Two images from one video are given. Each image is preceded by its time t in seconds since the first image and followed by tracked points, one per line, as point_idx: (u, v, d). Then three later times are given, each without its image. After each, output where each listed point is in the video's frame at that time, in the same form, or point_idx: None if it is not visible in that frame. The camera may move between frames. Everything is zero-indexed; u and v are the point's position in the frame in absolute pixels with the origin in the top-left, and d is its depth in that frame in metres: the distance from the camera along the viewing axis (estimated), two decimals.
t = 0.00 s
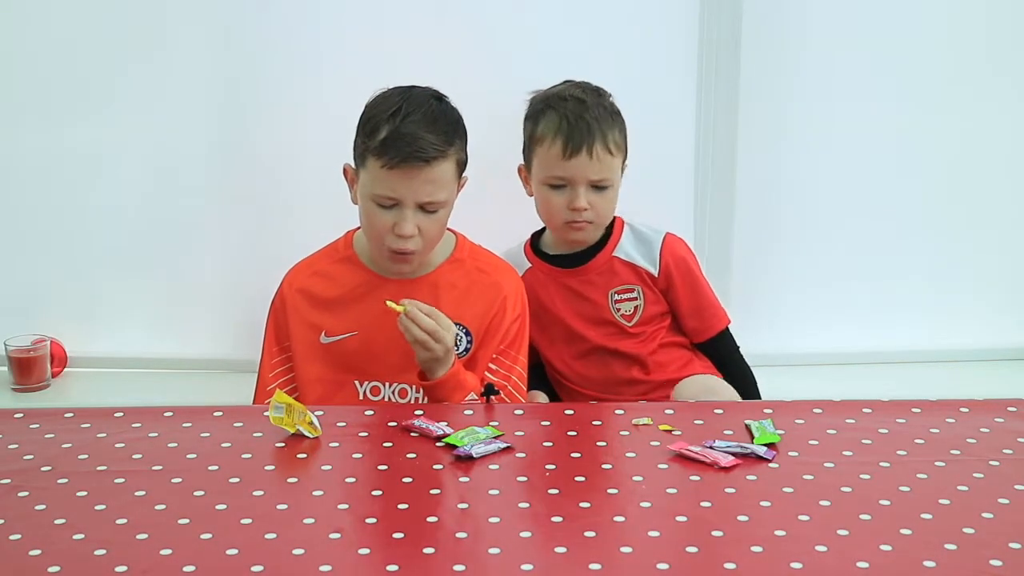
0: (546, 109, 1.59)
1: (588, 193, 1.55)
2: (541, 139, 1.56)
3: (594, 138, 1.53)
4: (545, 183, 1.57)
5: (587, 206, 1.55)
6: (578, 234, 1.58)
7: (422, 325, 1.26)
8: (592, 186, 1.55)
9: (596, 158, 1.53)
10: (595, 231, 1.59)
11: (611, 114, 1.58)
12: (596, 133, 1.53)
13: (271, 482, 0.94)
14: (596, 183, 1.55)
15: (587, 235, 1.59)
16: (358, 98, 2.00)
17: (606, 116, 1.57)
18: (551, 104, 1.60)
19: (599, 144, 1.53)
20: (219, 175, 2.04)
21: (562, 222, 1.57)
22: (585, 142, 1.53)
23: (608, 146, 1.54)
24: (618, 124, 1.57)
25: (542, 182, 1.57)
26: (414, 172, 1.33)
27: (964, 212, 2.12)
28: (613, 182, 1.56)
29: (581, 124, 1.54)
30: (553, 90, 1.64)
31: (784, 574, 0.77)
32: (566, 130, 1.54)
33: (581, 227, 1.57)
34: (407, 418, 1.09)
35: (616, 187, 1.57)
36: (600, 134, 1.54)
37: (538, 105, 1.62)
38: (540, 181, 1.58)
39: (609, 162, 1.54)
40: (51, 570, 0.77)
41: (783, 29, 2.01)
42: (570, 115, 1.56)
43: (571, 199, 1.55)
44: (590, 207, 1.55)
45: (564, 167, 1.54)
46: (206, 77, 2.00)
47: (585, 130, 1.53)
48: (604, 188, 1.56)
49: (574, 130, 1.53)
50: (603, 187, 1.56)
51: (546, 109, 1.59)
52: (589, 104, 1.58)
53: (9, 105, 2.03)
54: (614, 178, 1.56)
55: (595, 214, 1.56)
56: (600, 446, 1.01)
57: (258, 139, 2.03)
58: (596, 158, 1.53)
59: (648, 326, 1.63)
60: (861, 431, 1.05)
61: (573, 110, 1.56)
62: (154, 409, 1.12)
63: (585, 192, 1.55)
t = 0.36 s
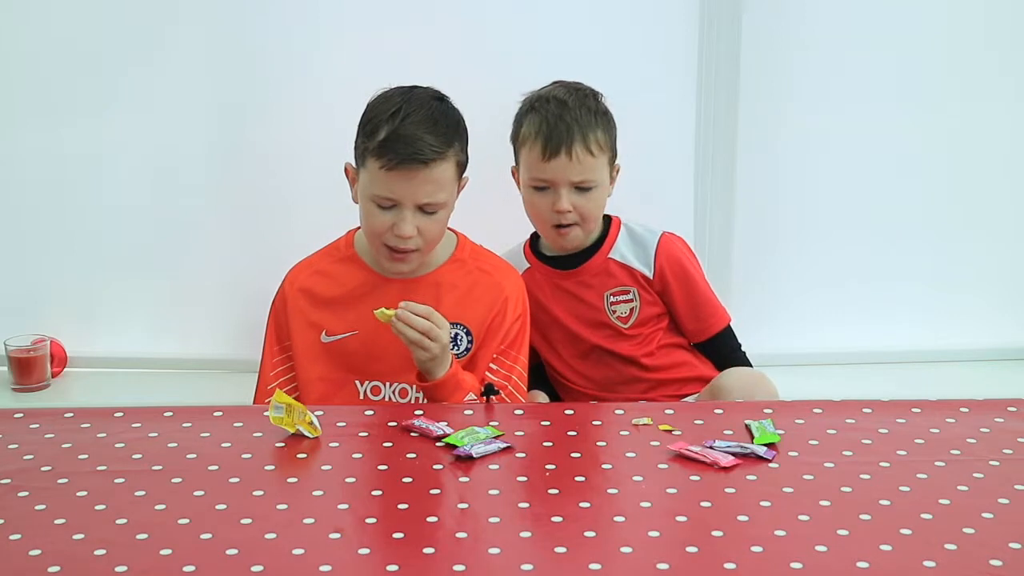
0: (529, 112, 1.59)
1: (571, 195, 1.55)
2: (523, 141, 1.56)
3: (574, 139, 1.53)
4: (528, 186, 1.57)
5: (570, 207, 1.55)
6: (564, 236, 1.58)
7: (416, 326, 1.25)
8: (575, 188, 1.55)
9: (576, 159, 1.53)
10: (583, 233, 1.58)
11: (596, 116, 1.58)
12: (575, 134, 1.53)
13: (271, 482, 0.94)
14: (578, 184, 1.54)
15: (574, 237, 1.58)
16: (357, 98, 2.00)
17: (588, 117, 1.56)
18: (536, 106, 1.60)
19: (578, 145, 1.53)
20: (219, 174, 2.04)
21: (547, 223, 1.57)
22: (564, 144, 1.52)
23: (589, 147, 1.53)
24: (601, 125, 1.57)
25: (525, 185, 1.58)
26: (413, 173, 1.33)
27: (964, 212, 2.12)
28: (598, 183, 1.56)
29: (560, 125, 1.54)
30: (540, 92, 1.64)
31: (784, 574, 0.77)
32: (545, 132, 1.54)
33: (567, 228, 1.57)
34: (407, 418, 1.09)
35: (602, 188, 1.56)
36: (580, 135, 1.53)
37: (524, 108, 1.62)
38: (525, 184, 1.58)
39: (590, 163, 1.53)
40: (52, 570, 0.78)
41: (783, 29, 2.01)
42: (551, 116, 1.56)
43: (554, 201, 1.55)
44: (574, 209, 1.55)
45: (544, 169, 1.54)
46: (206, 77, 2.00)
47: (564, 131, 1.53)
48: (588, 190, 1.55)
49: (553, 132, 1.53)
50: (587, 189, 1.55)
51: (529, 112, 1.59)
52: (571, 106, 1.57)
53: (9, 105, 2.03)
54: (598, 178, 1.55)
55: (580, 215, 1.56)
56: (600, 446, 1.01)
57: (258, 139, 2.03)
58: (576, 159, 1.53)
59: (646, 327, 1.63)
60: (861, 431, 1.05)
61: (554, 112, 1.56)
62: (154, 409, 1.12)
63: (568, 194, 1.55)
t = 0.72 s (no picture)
0: (537, 119, 1.59)
1: (588, 200, 1.55)
2: (536, 150, 1.56)
3: (590, 145, 1.53)
4: (543, 194, 1.56)
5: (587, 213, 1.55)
6: (580, 240, 1.58)
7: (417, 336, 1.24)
8: (591, 193, 1.55)
9: (593, 166, 1.53)
10: (594, 234, 1.59)
11: (604, 119, 1.59)
12: (591, 140, 1.54)
13: (271, 482, 0.94)
14: (595, 189, 1.55)
15: (587, 240, 1.59)
16: (356, 98, 2.00)
17: (599, 121, 1.58)
18: (542, 112, 1.60)
19: (594, 151, 1.53)
20: (219, 175, 2.04)
21: (564, 230, 1.56)
22: (582, 151, 1.53)
23: (604, 152, 1.54)
24: (611, 128, 1.58)
25: (540, 193, 1.57)
26: (402, 181, 1.33)
27: (964, 212, 2.12)
28: (611, 187, 1.56)
29: (576, 132, 1.54)
30: (539, 97, 1.64)
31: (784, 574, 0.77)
32: (561, 139, 1.54)
33: (582, 233, 1.57)
34: (407, 418, 1.09)
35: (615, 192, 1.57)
36: (595, 141, 1.54)
37: (527, 114, 1.62)
38: (539, 193, 1.57)
39: (606, 168, 1.54)
40: (51, 570, 0.78)
41: (783, 29, 2.01)
42: (564, 124, 1.56)
43: (571, 207, 1.54)
44: (592, 214, 1.55)
45: (561, 176, 1.53)
46: (206, 77, 2.00)
47: (581, 138, 1.54)
48: (603, 194, 1.56)
49: (570, 140, 1.53)
50: (601, 193, 1.56)
51: (537, 120, 1.59)
52: (580, 111, 1.58)
53: (10, 106, 2.03)
54: (612, 183, 1.56)
55: (595, 219, 1.56)
56: (600, 446, 1.01)
57: (258, 140, 2.03)
58: (593, 165, 1.53)
59: (647, 328, 1.63)
60: (862, 431, 1.05)
61: (567, 119, 1.57)
62: (154, 409, 1.12)
63: (585, 199, 1.55)
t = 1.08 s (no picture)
0: (553, 122, 1.60)
1: (602, 202, 1.55)
2: (552, 152, 1.57)
3: (607, 148, 1.54)
4: (557, 195, 1.57)
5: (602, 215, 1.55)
6: (593, 242, 1.57)
7: (428, 338, 1.24)
8: (605, 195, 1.55)
9: (609, 168, 1.54)
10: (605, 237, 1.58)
11: (618, 122, 1.60)
12: (608, 143, 1.54)
13: (271, 482, 0.94)
14: (609, 191, 1.55)
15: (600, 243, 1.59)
16: (356, 99, 2.00)
17: (614, 124, 1.59)
18: (558, 115, 1.61)
19: (611, 154, 1.54)
20: (219, 175, 2.04)
21: (578, 231, 1.56)
22: (600, 154, 1.53)
23: (619, 154, 1.55)
24: (624, 131, 1.59)
25: (555, 195, 1.57)
26: (399, 171, 1.33)
27: (964, 213, 2.12)
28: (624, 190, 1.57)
29: (593, 135, 1.55)
30: (555, 99, 1.65)
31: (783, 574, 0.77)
32: (578, 142, 1.55)
33: (597, 236, 1.56)
34: (407, 418, 1.09)
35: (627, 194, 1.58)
36: (611, 143, 1.55)
37: (542, 116, 1.63)
38: (553, 194, 1.57)
39: (621, 171, 1.55)
40: (52, 571, 0.78)
41: (783, 29, 2.01)
42: (582, 127, 1.57)
43: (585, 209, 1.54)
44: (605, 216, 1.55)
45: (578, 179, 1.54)
46: (206, 77, 2.00)
47: (598, 141, 1.54)
48: (616, 197, 1.56)
49: (587, 143, 1.54)
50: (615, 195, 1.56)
51: (554, 123, 1.60)
52: (596, 114, 1.59)
53: (10, 107, 2.03)
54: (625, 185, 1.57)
55: (609, 222, 1.56)
56: (600, 446, 1.01)
57: (257, 140, 2.03)
58: (610, 168, 1.54)
59: (650, 329, 1.63)
60: (862, 432, 1.05)
61: (584, 122, 1.57)
62: (154, 409, 1.13)
63: (599, 201, 1.55)
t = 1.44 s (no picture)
0: (558, 116, 1.60)
1: (602, 199, 1.56)
2: (555, 147, 1.57)
3: (611, 146, 1.54)
4: (558, 190, 1.57)
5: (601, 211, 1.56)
6: (591, 237, 1.59)
7: (428, 330, 1.24)
8: (605, 192, 1.56)
9: (612, 166, 1.54)
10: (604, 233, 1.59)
11: (622, 120, 1.60)
12: (611, 141, 1.54)
13: (272, 482, 0.94)
14: (611, 189, 1.56)
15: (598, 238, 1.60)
16: (356, 99, 2.00)
17: (619, 122, 1.58)
18: (563, 110, 1.61)
19: (614, 152, 1.54)
20: (219, 175, 2.04)
21: (577, 226, 1.57)
22: (602, 151, 1.53)
23: (622, 153, 1.55)
24: (628, 130, 1.59)
25: (555, 189, 1.57)
26: (398, 171, 1.34)
27: (964, 213, 2.12)
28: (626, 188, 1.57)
29: (597, 132, 1.55)
30: (561, 94, 1.65)
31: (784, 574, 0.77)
32: (581, 138, 1.55)
33: (596, 231, 1.58)
34: (407, 418, 1.09)
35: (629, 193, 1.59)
36: (614, 141, 1.55)
37: (547, 111, 1.63)
38: (554, 189, 1.58)
39: (623, 169, 1.55)
40: (51, 571, 0.78)
41: (783, 30, 2.01)
42: (586, 123, 1.56)
43: (585, 205, 1.55)
44: (605, 212, 1.56)
45: (579, 175, 1.54)
46: (206, 77, 2.00)
47: (601, 138, 1.54)
48: (617, 194, 1.57)
49: (592, 140, 1.54)
50: (615, 193, 1.57)
51: (558, 117, 1.60)
52: (601, 111, 1.59)
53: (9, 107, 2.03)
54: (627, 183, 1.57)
55: (608, 219, 1.57)
56: (600, 446, 1.01)
57: (257, 141, 2.03)
58: (612, 166, 1.54)
59: (647, 325, 1.63)
60: (862, 431, 1.05)
61: (587, 118, 1.57)
62: (154, 409, 1.13)
63: (599, 198, 1.55)
